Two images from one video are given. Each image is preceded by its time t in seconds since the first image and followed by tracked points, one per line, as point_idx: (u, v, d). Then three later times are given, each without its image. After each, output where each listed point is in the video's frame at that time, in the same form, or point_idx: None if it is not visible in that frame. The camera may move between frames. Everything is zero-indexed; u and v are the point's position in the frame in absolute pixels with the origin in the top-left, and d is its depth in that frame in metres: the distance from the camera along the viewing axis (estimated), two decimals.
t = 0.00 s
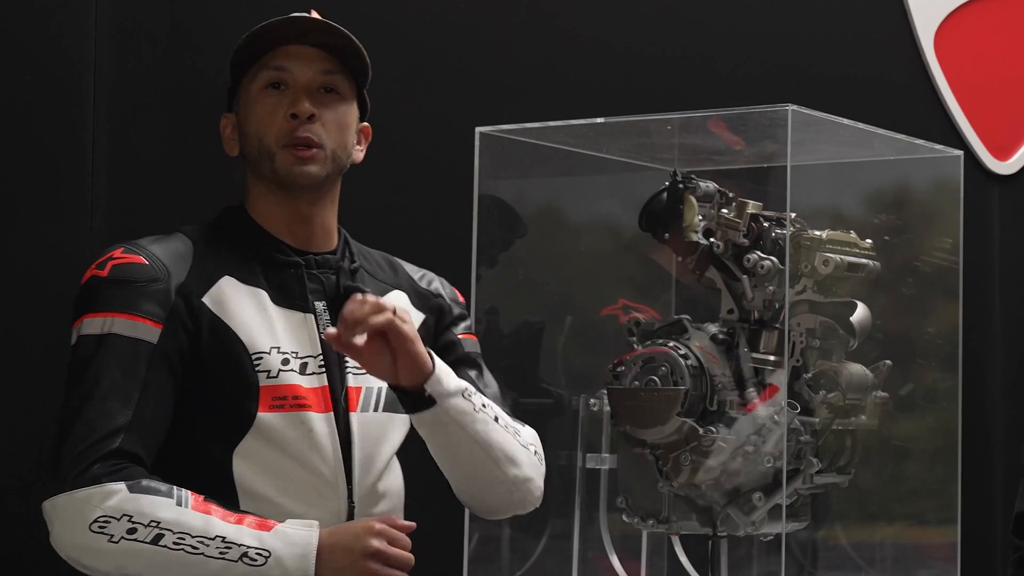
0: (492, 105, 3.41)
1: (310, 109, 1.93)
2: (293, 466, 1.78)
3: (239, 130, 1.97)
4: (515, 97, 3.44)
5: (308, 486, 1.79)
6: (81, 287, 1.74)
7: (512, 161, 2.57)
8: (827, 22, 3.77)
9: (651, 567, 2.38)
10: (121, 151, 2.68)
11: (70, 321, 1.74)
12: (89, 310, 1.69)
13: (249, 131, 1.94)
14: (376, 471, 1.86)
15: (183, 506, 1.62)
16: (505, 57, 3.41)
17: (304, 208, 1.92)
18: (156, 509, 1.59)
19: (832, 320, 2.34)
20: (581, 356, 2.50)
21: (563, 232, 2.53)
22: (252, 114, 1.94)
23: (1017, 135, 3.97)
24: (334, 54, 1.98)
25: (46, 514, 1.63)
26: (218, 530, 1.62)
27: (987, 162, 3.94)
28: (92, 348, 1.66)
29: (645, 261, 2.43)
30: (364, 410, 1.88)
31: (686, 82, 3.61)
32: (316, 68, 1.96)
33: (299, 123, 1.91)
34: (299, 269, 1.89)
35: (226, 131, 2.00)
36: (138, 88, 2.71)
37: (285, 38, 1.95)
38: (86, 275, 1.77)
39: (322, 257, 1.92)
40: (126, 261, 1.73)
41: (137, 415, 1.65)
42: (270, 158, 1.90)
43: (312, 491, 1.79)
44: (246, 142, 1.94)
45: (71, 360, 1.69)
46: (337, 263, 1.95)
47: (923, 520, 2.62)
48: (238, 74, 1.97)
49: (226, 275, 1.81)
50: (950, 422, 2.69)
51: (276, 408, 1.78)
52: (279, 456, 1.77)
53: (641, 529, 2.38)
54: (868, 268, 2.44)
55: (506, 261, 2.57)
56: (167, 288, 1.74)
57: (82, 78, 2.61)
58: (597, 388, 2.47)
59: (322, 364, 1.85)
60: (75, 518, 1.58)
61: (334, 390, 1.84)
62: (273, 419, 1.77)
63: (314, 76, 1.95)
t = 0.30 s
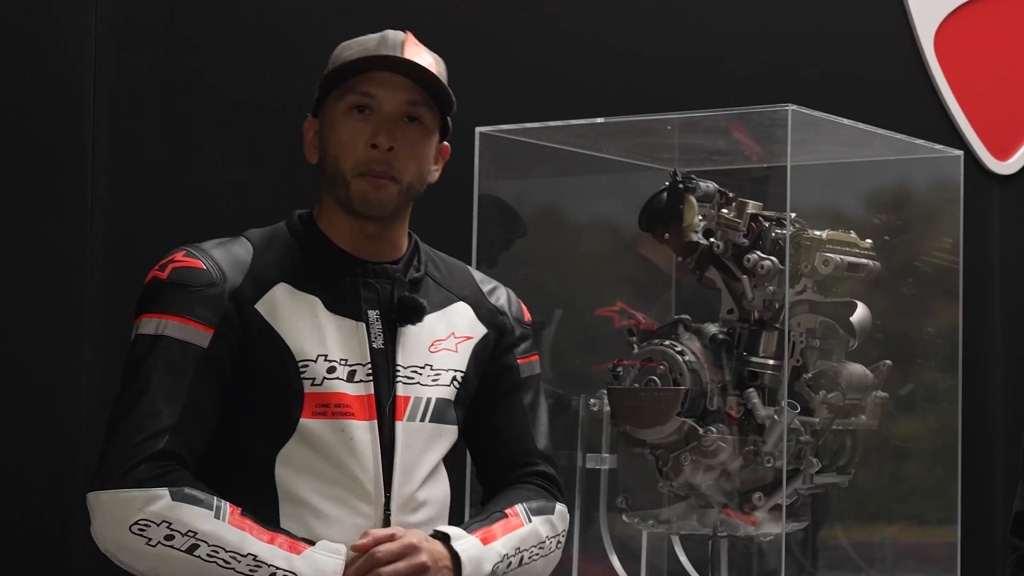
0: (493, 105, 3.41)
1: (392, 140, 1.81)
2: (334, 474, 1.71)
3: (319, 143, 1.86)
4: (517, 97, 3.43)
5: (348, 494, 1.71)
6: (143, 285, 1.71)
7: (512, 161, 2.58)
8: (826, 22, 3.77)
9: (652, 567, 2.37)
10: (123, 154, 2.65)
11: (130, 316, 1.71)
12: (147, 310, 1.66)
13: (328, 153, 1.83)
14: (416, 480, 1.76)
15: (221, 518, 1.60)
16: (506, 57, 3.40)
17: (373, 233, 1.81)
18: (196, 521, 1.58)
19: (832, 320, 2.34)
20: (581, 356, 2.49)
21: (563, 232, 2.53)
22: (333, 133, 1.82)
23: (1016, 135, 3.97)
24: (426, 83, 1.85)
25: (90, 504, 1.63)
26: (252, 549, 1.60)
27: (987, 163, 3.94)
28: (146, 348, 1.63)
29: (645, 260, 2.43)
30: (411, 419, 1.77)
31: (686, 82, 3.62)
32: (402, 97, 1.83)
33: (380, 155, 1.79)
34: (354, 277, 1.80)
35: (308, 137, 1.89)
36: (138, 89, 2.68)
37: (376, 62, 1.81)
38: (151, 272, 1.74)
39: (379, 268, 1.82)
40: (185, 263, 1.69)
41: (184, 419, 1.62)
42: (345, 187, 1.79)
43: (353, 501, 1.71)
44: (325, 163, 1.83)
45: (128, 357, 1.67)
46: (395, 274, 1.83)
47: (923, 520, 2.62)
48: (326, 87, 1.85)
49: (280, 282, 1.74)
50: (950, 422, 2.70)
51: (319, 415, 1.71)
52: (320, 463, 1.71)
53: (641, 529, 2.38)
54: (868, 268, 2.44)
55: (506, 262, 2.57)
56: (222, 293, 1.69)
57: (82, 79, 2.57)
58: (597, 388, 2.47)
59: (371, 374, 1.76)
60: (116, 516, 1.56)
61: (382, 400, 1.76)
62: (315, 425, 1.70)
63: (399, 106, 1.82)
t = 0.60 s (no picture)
0: (493, 105, 3.40)
1: (425, 156, 1.75)
2: (342, 473, 1.70)
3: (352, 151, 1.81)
4: (517, 97, 3.43)
5: (355, 494, 1.70)
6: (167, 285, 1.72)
7: (512, 161, 2.58)
8: (826, 23, 3.77)
9: (652, 567, 2.37)
10: (124, 154, 2.65)
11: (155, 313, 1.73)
12: (168, 308, 1.66)
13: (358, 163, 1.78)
14: (424, 484, 1.73)
15: (235, 514, 1.60)
16: (506, 57, 3.39)
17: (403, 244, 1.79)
18: (210, 516, 1.58)
19: (832, 320, 2.34)
20: (580, 357, 2.46)
21: (563, 232, 2.53)
22: (366, 146, 1.77)
23: (1017, 135, 3.97)
24: (463, 93, 1.77)
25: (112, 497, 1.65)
26: (263, 544, 1.60)
27: (987, 162, 3.94)
28: (165, 346, 1.64)
29: (645, 260, 2.42)
30: (424, 425, 1.75)
31: (686, 82, 3.62)
32: (436, 110, 1.76)
33: (413, 172, 1.74)
34: (378, 281, 1.78)
35: (340, 140, 1.84)
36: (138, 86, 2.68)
37: (413, 76, 1.74)
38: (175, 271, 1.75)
39: (402, 273, 1.79)
40: (207, 263, 1.69)
41: (202, 417, 1.62)
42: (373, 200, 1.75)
43: (360, 501, 1.70)
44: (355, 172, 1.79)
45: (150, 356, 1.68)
46: (417, 280, 1.80)
47: (923, 519, 2.62)
48: (360, 96, 1.78)
49: (301, 282, 1.73)
50: (950, 421, 2.70)
51: (329, 416, 1.70)
52: (329, 464, 1.70)
53: (641, 529, 2.37)
54: (868, 268, 2.44)
55: (506, 262, 2.58)
56: (243, 292, 1.68)
57: (82, 76, 2.57)
58: (597, 388, 2.44)
59: (384, 378, 1.74)
60: (133, 511, 1.58)
61: (395, 404, 1.74)
62: (324, 427, 1.69)
63: (432, 120, 1.76)
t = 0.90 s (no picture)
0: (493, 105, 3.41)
1: (439, 162, 1.77)
2: (346, 478, 1.70)
3: (353, 152, 1.79)
4: (517, 97, 3.43)
5: (360, 498, 1.70)
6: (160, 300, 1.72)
7: (512, 161, 2.58)
8: (826, 23, 3.77)
9: (651, 566, 2.36)
10: (124, 154, 2.65)
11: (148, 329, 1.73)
12: (162, 323, 1.67)
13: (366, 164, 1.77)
14: (428, 485, 1.74)
15: (243, 525, 1.60)
16: (506, 57, 3.39)
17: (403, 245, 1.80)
18: (218, 528, 1.58)
19: (832, 320, 2.34)
20: (580, 358, 2.47)
21: (563, 232, 2.53)
22: (372, 149, 1.76)
23: (1017, 135, 3.97)
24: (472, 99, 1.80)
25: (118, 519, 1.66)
26: (274, 553, 1.60)
27: (987, 163, 3.94)
28: (161, 361, 1.64)
29: (645, 260, 2.42)
30: (425, 426, 1.75)
31: (686, 82, 3.62)
32: (447, 115, 1.78)
33: (423, 177, 1.75)
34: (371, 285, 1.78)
35: (335, 139, 1.82)
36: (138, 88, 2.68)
37: (424, 81, 1.75)
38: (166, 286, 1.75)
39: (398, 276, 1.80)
40: (199, 274, 1.69)
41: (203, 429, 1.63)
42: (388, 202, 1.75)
43: (365, 505, 1.70)
44: (361, 172, 1.77)
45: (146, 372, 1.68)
46: (412, 281, 1.81)
47: (923, 519, 2.62)
48: (364, 98, 1.77)
49: (295, 289, 1.73)
50: (950, 422, 2.70)
51: (331, 422, 1.70)
52: (333, 470, 1.70)
53: (641, 529, 2.37)
54: (869, 268, 2.44)
55: (506, 262, 2.58)
56: (237, 302, 1.68)
57: (82, 78, 2.57)
58: (597, 388, 2.44)
59: (383, 381, 1.74)
60: (140, 527, 1.58)
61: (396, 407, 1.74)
62: (326, 433, 1.69)
63: (445, 125, 1.77)
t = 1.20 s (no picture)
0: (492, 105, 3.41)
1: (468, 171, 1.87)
2: (365, 470, 1.71)
3: (400, 150, 1.79)
4: (517, 97, 3.43)
5: (378, 490, 1.72)
6: (168, 292, 1.65)
7: (512, 161, 2.57)
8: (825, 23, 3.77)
9: (652, 566, 2.36)
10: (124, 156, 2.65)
11: (153, 323, 1.66)
12: (181, 317, 1.60)
13: (420, 164, 1.80)
14: (434, 478, 1.80)
15: (285, 518, 1.60)
16: (506, 57, 3.39)
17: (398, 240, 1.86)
18: (262, 523, 1.58)
19: (832, 320, 2.34)
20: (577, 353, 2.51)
21: (563, 232, 2.54)
22: (422, 153, 1.79)
23: (1017, 134, 3.97)
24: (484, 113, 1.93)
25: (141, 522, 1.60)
26: (321, 544, 1.61)
27: (987, 162, 3.94)
28: (185, 355, 1.59)
29: (647, 261, 2.43)
30: (428, 418, 1.81)
31: (686, 82, 3.62)
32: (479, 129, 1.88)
33: (463, 188, 1.85)
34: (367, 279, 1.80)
35: (377, 129, 1.78)
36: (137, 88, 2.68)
37: (480, 96, 1.82)
38: (169, 277, 1.67)
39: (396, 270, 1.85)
40: (215, 267, 1.64)
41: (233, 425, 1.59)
42: (434, 207, 1.82)
43: (383, 498, 1.72)
44: (409, 172, 1.80)
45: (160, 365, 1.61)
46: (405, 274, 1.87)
47: (923, 519, 2.62)
48: (426, 101, 1.77)
49: (307, 282, 1.71)
50: (950, 422, 2.70)
51: (352, 416, 1.71)
52: (352, 462, 1.71)
53: (641, 529, 2.37)
54: (869, 268, 2.44)
55: (506, 262, 2.59)
56: (259, 294, 1.65)
57: (82, 79, 2.57)
58: (598, 388, 2.47)
59: (394, 373, 1.77)
60: (179, 526, 1.55)
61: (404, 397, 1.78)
62: (350, 425, 1.70)
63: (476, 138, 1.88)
